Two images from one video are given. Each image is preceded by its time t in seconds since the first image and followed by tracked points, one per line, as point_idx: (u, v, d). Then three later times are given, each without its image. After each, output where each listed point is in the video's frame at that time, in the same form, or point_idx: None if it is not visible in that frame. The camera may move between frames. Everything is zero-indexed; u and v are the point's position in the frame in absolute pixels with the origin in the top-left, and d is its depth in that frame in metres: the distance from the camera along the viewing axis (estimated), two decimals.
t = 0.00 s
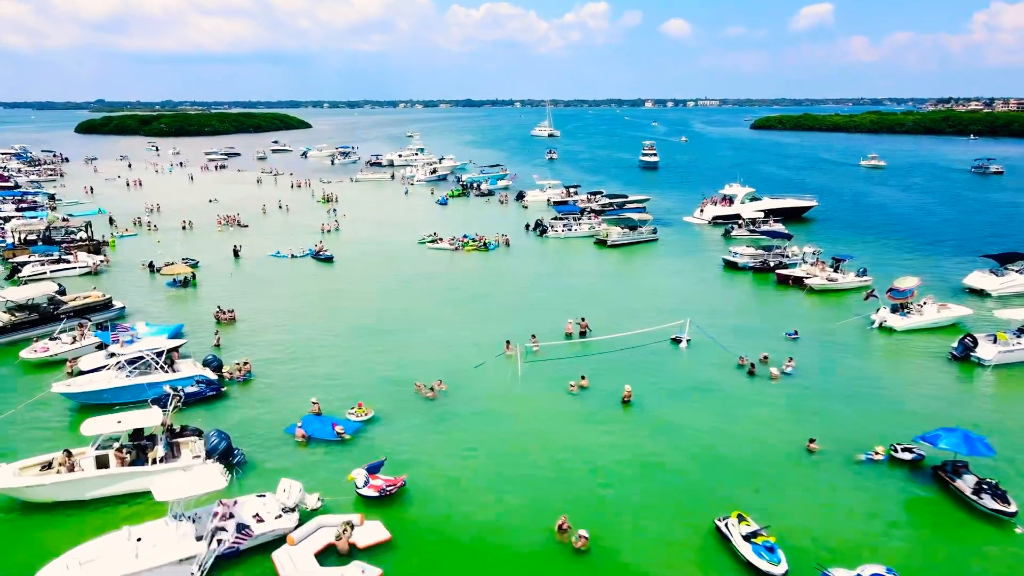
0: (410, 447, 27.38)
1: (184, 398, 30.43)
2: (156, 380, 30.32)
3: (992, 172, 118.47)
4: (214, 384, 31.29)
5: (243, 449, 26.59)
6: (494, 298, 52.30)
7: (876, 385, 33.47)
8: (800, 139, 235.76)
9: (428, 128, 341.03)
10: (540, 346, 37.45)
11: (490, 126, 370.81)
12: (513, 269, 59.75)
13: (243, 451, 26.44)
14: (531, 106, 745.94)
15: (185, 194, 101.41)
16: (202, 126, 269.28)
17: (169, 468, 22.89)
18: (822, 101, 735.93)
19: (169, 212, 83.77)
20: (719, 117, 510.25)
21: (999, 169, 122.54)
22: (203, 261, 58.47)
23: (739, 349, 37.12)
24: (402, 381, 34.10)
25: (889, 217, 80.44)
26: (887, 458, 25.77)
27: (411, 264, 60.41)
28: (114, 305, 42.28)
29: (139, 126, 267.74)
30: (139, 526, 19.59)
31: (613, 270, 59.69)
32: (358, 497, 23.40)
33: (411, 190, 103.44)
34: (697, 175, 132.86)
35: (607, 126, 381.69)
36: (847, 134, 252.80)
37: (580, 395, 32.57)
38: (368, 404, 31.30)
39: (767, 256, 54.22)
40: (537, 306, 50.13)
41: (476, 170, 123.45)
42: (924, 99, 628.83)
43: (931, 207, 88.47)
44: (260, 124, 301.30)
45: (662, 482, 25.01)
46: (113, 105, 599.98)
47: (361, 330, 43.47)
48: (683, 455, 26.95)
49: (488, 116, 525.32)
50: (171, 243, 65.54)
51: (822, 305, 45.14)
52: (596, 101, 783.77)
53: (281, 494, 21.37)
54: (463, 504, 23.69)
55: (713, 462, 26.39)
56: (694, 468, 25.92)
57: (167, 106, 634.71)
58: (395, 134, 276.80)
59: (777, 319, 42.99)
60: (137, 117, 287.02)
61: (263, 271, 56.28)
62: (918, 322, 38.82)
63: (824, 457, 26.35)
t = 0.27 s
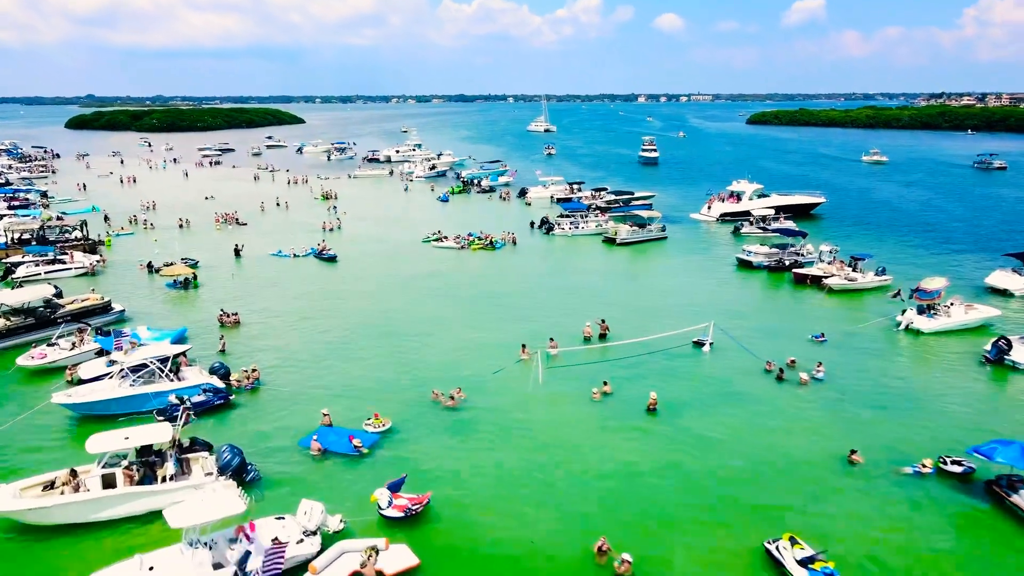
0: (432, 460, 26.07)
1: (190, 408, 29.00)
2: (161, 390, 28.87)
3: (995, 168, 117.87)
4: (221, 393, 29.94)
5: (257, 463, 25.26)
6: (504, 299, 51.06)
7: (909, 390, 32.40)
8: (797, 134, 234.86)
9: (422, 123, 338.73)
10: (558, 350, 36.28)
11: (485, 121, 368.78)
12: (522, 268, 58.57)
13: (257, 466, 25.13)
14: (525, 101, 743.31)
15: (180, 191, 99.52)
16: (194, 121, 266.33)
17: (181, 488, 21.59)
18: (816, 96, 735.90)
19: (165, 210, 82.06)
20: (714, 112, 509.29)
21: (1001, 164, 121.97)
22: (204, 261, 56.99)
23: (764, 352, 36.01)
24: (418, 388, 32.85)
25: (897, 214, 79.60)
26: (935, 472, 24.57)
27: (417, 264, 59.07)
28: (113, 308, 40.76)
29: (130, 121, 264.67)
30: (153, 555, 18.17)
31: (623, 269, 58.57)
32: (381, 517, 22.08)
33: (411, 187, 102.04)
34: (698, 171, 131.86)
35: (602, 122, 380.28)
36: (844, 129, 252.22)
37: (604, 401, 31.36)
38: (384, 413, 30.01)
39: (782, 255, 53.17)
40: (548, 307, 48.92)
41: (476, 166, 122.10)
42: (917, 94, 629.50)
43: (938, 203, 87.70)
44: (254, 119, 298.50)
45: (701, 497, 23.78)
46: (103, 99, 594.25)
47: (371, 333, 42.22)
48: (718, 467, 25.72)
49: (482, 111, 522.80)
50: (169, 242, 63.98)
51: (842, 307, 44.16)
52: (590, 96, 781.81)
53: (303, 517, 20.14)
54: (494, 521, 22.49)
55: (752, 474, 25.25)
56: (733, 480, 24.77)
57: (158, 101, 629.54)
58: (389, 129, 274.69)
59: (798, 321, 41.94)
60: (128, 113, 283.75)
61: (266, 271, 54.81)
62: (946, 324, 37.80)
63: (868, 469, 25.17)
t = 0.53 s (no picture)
0: (458, 475, 24.91)
1: (198, 420, 27.54)
2: (166, 400, 27.37)
3: (998, 163, 117.21)
4: (230, 403, 28.26)
5: (274, 479, 24.02)
6: (515, 299, 49.80)
7: (943, 395, 31.44)
8: (795, 128, 233.94)
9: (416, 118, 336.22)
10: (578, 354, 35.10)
11: (479, 116, 366.40)
12: (531, 267, 57.40)
13: (274, 482, 23.83)
14: (518, 95, 740.42)
15: (175, 188, 97.72)
16: (186, 116, 263.27)
17: (196, 510, 20.27)
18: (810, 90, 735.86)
19: (161, 208, 80.39)
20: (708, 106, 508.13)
21: (1004, 159, 121.36)
22: (204, 260, 55.53)
23: (792, 358, 34.92)
24: (436, 396, 31.65)
25: (906, 210, 78.76)
26: (988, 486, 24.00)
27: (423, 263, 57.73)
28: (113, 311, 39.34)
29: (121, 116, 261.43)
30: None
31: (634, 268, 57.47)
32: (408, 541, 20.78)
33: (410, 183, 100.59)
34: (699, 166, 130.79)
35: (597, 116, 378.49)
36: (841, 124, 251.69)
37: (631, 410, 30.18)
38: (403, 423, 28.75)
39: (797, 253, 52.14)
40: (562, 307, 47.73)
41: (475, 162, 120.67)
42: (911, 88, 629.92)
43: (945, 199, 86.89)
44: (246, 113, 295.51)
45: (745, 514, 22.95)
46: (92, 94, 588.03)
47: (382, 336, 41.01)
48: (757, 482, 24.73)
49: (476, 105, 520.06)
50: (168, 241, 62.42)
51: (864, 308, 43.19)
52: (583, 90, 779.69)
53: (328, 543, 18.88)
54: (531, 543, 21.32)
55: (796, 494, 24.13)
56: (775, 497, 23.71)
57: (149, 96, 623.48)
58: (383, 124, 272.41)
59: (820, 322, 40.96)
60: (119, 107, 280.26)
61: (269, 271, 53.34)
62: (976, 326, 36.86)
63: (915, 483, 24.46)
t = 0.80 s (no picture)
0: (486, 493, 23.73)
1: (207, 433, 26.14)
2: (173, 412, 26.01)
3: (1002, 158, 116.58)
4: (241, 416, 26.92)
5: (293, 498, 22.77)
6: (526, 300, 48.52)
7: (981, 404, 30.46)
8: (793, 123, 233.05)
9: (410, 112, 333.73)
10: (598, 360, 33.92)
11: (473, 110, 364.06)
12: (540, 267, 56.19)
13: (293, 502, 22.58)
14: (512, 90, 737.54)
15: (170, 185, 95.79)
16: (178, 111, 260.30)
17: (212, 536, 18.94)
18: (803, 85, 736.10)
19: (157, 205, 78.61)
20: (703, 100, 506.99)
21: (1007, 155, 120.72)
22: (204, 261, 54.02)
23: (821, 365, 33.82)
24: (455, 404, 30.41)
25: (916, 206, 77.83)
26: None
27: (429, 264, 56.35)
28: (113, 315, 37.80)
29: (112, 111, 258.27)
30: None
31: (645, 267, 56.28)
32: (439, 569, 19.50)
33: (411, 180, 99.11)
34: (701, 162, 129.64)
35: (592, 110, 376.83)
36: (838, 119, 251.04)
37: (661, 420, 28.99)
38: (423, 436, 27.44)
39: (814, 252, 51.02)
40: (576, 308, 46.52)
41: (475, 157, 119.18)
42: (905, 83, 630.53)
43: (954, 195, 86.01)
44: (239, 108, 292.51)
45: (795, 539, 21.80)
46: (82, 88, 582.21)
47: (393, 340, 39.71)
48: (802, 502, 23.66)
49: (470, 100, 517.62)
50: (166, 240, 60.83)
51: (888, 309, 42.08)
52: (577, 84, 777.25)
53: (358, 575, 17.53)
54: (569, 569, 20.14)
55: (840, 516, 23.06)
56: (822, 520, 22.68)
57: (140, 90, 617.82)
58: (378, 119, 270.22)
59: (845, 325, 39.86)
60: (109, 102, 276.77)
61: (271, 273, 51.87)
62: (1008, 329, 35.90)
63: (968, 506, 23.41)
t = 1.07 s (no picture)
0: (517, 516, 22.40)
1: (216, 452, 24.63)
2: (180, 431, 24.52)
3: (1004, 158, 116.10)
4: (252, 434, 25.44)
5: (313, 524, 21.37)
6: (537, 305, 47.21)
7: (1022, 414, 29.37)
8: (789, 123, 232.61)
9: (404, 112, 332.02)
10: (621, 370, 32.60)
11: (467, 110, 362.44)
12: (550, 270, 54.96)
13: (313, 528, 21.15)
14: (505, 89, 736.00)
15: (165, 186, 93.99)
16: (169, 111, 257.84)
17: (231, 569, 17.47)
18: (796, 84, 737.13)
19: (153, 207, 76.86)
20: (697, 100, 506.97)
21: (1009, 154, 120.24)
22: (204, 265, 52.46)
23: (852, 373, 32.61)
24: (475, 418, 29.06)
25: (925, 207, 76.96)
26: None
27: (436, 268, 54.95)
28: (112, 324, 36.27)
29: (102, 111, 255.57)
30: None
31: (658, 269, 55.05)
32: None
33: (410, 180, 97.70)
34: (702, 162, 128.68)
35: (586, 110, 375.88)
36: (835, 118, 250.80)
37: (693, 433, 27.69)
38: (445, 454, 26.07)
39: (832, 254, 49.88)
40: (590, 312, 45.24)
41: (475, 157, 117.81)
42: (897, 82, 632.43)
43: (961, 195, 85.17)
44: (231, 108, 290.02)
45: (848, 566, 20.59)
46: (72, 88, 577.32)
47: (405, 346, 38.33)
48: (850, 525, 22.45)
49: (464, 100, 516.32)
50: (164, 243, 59.21)
51: (912, 314, 40.94)
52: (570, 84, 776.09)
53: None
54: None
55: (895, 541, 21.80)
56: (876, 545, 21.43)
57: (131, 90, 613.29)
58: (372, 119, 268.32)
59: (871, 331, 38.75)
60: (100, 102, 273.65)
61: (274, 277, 50.34)
62: None
63: None
